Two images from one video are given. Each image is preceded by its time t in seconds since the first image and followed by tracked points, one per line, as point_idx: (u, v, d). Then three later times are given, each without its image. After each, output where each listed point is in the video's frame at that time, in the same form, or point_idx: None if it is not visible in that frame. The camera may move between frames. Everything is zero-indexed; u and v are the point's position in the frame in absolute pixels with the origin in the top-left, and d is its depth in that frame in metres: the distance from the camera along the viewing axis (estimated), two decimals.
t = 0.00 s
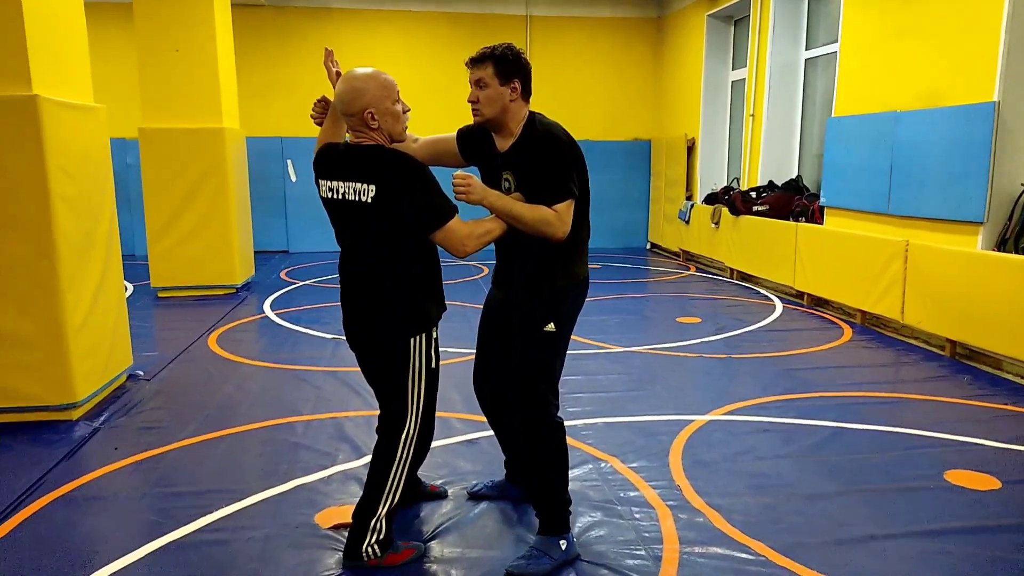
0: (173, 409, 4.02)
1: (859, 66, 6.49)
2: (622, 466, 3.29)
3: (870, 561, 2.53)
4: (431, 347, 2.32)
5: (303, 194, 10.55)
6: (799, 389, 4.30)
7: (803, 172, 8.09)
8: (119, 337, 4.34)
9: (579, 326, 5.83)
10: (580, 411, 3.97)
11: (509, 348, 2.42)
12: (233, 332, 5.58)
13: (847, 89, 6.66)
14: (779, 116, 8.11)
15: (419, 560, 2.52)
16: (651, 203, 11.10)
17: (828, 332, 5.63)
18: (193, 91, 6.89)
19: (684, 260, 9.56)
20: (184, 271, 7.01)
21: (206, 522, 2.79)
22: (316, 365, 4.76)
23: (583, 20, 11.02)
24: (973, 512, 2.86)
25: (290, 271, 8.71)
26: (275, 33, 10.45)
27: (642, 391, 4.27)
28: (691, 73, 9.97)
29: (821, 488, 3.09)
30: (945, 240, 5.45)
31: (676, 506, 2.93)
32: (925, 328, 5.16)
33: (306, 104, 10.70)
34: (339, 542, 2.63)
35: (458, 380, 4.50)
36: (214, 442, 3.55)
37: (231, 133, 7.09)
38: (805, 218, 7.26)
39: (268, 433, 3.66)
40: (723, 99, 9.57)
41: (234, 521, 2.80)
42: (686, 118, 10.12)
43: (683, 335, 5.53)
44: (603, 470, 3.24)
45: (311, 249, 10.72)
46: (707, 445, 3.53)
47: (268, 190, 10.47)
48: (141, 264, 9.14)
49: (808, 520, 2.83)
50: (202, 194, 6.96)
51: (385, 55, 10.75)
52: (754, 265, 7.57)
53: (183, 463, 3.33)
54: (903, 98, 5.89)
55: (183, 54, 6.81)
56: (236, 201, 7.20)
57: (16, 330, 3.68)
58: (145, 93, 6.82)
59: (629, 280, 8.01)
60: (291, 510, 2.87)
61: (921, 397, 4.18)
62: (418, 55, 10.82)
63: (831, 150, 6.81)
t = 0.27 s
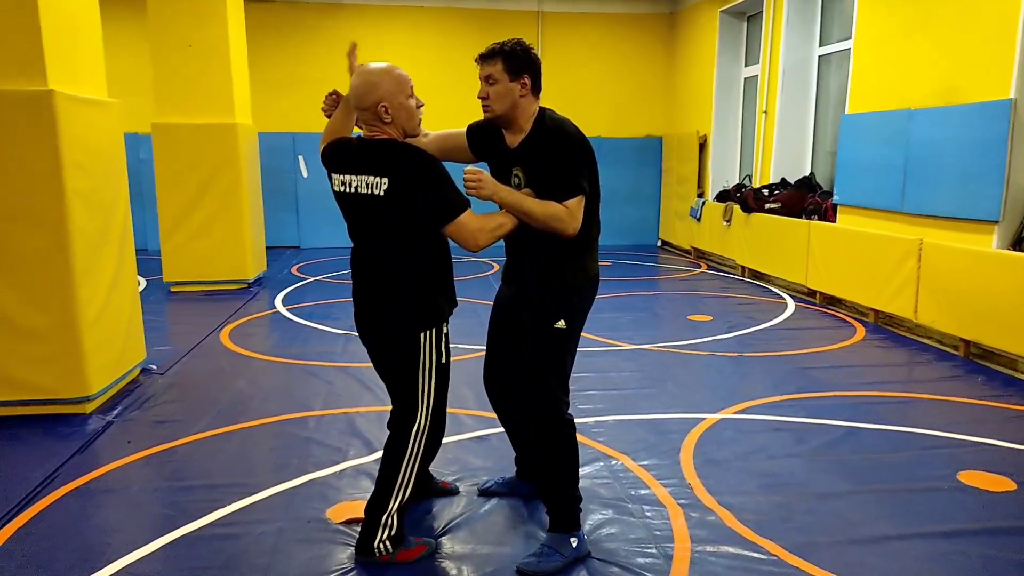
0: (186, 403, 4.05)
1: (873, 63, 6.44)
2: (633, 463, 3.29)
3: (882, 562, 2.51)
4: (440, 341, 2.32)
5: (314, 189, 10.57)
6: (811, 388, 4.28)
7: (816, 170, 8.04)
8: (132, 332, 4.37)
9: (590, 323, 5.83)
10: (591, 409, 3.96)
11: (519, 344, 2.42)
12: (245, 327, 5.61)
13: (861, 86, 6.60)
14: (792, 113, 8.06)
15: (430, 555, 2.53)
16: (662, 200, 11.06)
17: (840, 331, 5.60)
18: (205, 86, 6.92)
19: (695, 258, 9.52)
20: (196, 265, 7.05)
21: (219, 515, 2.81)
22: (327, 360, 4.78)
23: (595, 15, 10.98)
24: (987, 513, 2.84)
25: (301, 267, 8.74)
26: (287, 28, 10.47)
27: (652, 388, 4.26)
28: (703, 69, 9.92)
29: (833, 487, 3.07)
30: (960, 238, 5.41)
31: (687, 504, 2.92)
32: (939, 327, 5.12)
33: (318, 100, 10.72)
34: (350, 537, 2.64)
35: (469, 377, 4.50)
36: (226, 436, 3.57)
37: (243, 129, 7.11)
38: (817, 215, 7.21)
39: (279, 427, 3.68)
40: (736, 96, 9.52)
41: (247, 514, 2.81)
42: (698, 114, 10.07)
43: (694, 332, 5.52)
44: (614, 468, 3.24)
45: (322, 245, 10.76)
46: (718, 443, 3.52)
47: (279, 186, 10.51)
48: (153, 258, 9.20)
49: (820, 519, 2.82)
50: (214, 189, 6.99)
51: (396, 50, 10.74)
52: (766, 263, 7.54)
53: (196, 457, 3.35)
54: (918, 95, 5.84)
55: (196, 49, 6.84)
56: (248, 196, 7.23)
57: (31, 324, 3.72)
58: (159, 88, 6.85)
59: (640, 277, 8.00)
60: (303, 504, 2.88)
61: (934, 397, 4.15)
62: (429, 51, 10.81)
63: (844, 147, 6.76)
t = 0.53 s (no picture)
0: (197, 399, 4.07)
1: (887, 62, 6.39)
2: (644, 463, 3.28)
3: (896, 564, 2.50)
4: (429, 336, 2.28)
5: (325, 188, 10.61)
6: (823, 389, 4.26)
7: (828, 170, 7.99)
8: (145, 328, 4.40)
9: (601, 323, 5.82)
10: (601, 408, 3.96)
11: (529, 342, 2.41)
12: (256, 325, 5.64)
13: (875, 85, 6.56)
14: (805, 113, 8.02)
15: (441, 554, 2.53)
16: (673, 200, 11.03)
17: (853, 332, 5.57)
18: (218, 84, 6.95)
19: (707, 258, 9.49)
20: (208, 263, 7.09)
21: (230, 511, 2.82)
22: (338, 358, 4.79)
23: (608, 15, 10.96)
24: (1001, 516, 2.82)
25: (312, 265, 8.78)
26: (300, 28, 10.51)
27: (663, 388, 4.25)
28: (716, 68, 9.88)
29: (845, 489, 3.06)
30: (974, 239, 5.36)
31: (698, 504, 2.92)
32: (952, 329, 5.08)
33: (330, 99, 10.76)
34: (361, 534, 2.65)
35: (480, 375, 4.50)
36: (238, 433, 3.59)
37: (255, 127, 7.14)
38: (830, 216, 7.16)
39: (291, 424, 3.70)
40: (748, 95, 9.47)
41: (258, 511, 2.82)
42: (711, 114, 10.03)
43: (705, 333, 5.50)
44: (624, 468, 3.23)
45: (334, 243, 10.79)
46: (730, 444, 3.51)
47: (291, 184, 10.55)
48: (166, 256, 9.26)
49: (832, 521, 2.80)
50: (227, 187, 7.02)
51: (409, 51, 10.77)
52: (778, 263, 7.51)
53: (208, 453, 3.37)
54: (933, 95, 5.80)
55: (209, 48, 6.87)
56: (260, 194, 7.26)
57: (46, 320, 3.75)
58: (172, 86, 6.89)
59: (650, 277, 7.98)
60: (314, 501, 2.89)
61: (947, 399, 4.12)
62: (441, 50, 10.83)
63: (857, 148, 6.72)
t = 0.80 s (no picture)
0: (208, 398, 4.09)
1: (900, 62, 6.35)
2: (654, 465, 3.27)
3: (910, 568, 2.48)
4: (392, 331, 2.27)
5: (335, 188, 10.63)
6: (834, 391, 4.24)
7: (840, 170, 7.94)
8: (156, 327, 4.42)
9: (610, 323, 5.80)
10: (611, 409, 3.95)
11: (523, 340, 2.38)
12: (266, 324, 5.66)
13: (888, 85, 6.52)
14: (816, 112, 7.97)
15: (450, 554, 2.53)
16: (683, 200, 11.01)
17: (864, 333, 5.54)
18: (229, 84, 6.98)
19: (716, 258, 9.47)
20: (218, 262, 7.12)
21: (241, 511, 2.83)
22: (348, 358, 4.80)
23: (618, 15, 10.94)
24: (1016, 520, 2.80)
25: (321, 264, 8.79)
26: (310, 28, 10.54)
27: (673, 389, 4.24)
28: (726, 68, 9.84)
29: (858, 492, 3.04)
30: (987, 241, 5.32)
31: (709, 507, 2.90)
32: (964, 330, 5.05)
33: (340, 99, 10.78)
34: (370, 534, 2.65)
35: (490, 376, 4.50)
36: (248, 432, 3.60)
37: (266, 127, 7.17)
38: (841, 216, 7.12)
39: (301, 424, 3.70)
40: (759, 95, 9.44)
41: (268, 510, 2.83)
42: (721, 114, 10.00)
43: (715, 334, 5.49)
44: (635, 470, 3.22)
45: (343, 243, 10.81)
46: (740, 446, 3.49)
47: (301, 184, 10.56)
48: (177, 255, 9.30)
49: (844, 524, 2.78)
50: (237, 186, 7.04)
51: (419, 51, 10.78)
52: (788, 263, 7.47)
53: (218, 452, 3.38)
54: (946, 95, 5.75)
55: (220, 48, 6.90)
56: (270, 194, 7.28)
57: (59, 318, 3.77)
58: (183, 86, 6.92)
59: (659, 277, 7.96)
60: (324, 501, 2.90)
61: (960, 401, 4.09)
62: (451, 50, 10.83)
63: (869, 148, 6.67)
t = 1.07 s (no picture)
0: (223, 393, 4.12)
1: (919, 58, 6.28)
2: (668, 463, 3.26)
3: (928, 570, 2.45)
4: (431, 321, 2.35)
5: (349, 184, 10.65)
6: (850, 390, 4.20)
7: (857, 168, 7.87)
8: (172, 322, 4.45)
9: (624, 321, 5.79)
10: (625, 407, 3.94)
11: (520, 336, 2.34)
12: (281, 320, 5.69)
13: (906, 82, 6.45)
14: (834, 110, 7.90)
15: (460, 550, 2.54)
16: (697, 197, 10.95)
17: (880, 333, 5.49)
18: (245, 81, 7.02)
19: (731, 256, 9.42)
20: (234, 258, 7.16)
21: (256, 505, 2.85)
22: (363, 354, 4.82)
23: (634, 12, 10.89)
24: None
25: (336, 261, 8.83)
26: (326, 25, 10.58)
27: (687, 387, 4.23)
28: (742, 65, 9.78)
29: (874, 492, 3.01)
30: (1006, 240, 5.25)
31: (723, 505, 2.89)
32: (983, 330, 4.99)
33: (355, 96, 10.82)
34: (384, 528, 2.67)
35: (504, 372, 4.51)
36: (263, 427, 3.62)
37: (281, 124, 7.20)
38: (858, 215, 7.06)
39: (316, 419, 3.72)
40: (775, 92, 9.37)
41: (283, 505, 2.85)
42: (736, 111, 9.95)
43: (730, 332, 5.46)
44: (648, 468, 3.21)
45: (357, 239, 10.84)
46: (755, 445, 3.47)
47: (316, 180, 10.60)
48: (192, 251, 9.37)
49: (861, 524, 2.76)
50: (253, 183, 7.09)
51: (435, 49, 10.79)
52: (804, 262, 7.42)
53: (234, 446, 3.40)
54: (965, 92, 5.69)
55: (237, 45, 6.94)
56: (285, 190, 7.32)
57: (77, 313, 3.81)
58: (200, 83, 6.97)
59: (673, 275, 7.93)
60: (338, 496, 2.91)
61: (978, 401, 4.04)
62: (466, 47, 10.83)
63: (887, 146, 6.61)
